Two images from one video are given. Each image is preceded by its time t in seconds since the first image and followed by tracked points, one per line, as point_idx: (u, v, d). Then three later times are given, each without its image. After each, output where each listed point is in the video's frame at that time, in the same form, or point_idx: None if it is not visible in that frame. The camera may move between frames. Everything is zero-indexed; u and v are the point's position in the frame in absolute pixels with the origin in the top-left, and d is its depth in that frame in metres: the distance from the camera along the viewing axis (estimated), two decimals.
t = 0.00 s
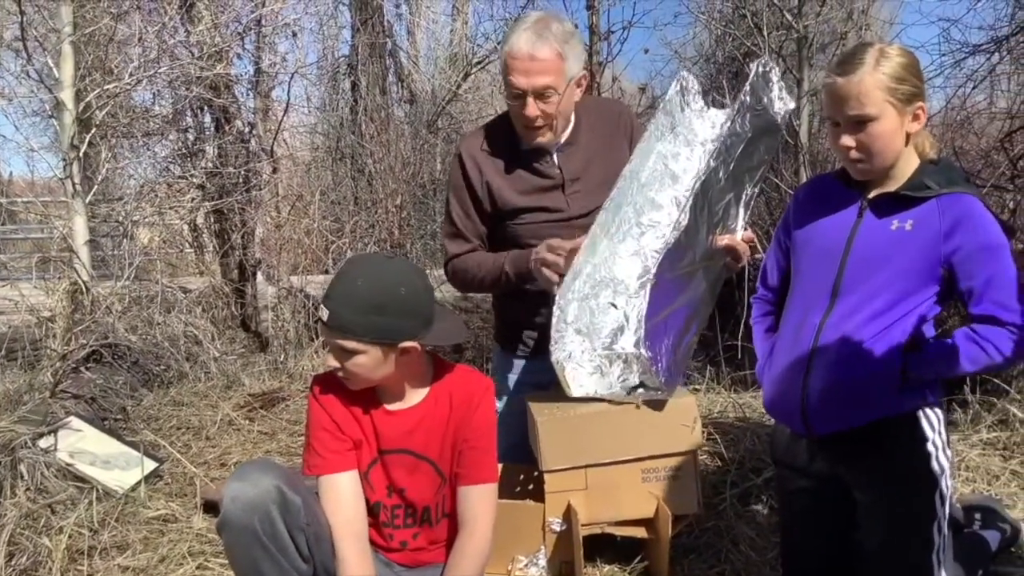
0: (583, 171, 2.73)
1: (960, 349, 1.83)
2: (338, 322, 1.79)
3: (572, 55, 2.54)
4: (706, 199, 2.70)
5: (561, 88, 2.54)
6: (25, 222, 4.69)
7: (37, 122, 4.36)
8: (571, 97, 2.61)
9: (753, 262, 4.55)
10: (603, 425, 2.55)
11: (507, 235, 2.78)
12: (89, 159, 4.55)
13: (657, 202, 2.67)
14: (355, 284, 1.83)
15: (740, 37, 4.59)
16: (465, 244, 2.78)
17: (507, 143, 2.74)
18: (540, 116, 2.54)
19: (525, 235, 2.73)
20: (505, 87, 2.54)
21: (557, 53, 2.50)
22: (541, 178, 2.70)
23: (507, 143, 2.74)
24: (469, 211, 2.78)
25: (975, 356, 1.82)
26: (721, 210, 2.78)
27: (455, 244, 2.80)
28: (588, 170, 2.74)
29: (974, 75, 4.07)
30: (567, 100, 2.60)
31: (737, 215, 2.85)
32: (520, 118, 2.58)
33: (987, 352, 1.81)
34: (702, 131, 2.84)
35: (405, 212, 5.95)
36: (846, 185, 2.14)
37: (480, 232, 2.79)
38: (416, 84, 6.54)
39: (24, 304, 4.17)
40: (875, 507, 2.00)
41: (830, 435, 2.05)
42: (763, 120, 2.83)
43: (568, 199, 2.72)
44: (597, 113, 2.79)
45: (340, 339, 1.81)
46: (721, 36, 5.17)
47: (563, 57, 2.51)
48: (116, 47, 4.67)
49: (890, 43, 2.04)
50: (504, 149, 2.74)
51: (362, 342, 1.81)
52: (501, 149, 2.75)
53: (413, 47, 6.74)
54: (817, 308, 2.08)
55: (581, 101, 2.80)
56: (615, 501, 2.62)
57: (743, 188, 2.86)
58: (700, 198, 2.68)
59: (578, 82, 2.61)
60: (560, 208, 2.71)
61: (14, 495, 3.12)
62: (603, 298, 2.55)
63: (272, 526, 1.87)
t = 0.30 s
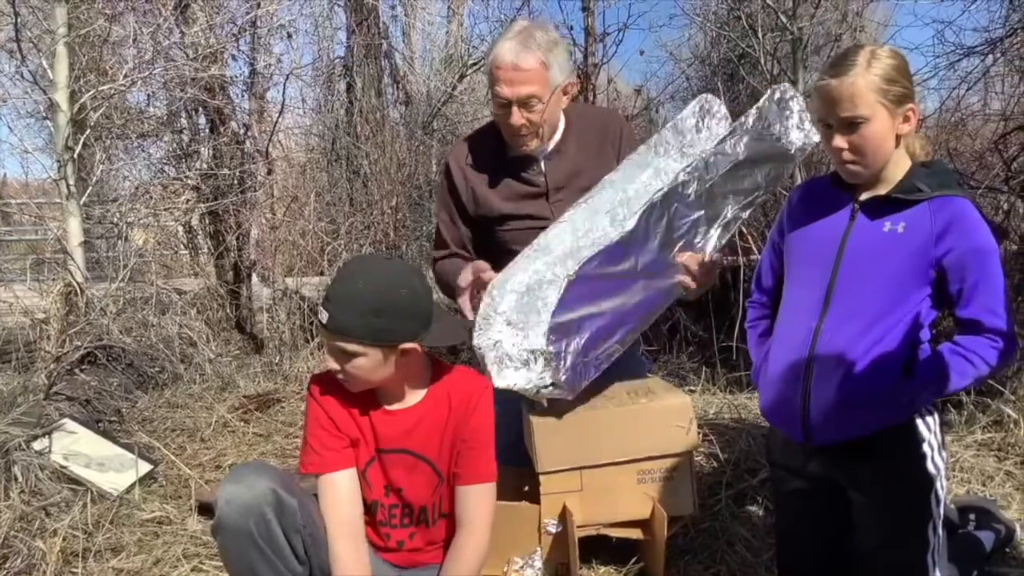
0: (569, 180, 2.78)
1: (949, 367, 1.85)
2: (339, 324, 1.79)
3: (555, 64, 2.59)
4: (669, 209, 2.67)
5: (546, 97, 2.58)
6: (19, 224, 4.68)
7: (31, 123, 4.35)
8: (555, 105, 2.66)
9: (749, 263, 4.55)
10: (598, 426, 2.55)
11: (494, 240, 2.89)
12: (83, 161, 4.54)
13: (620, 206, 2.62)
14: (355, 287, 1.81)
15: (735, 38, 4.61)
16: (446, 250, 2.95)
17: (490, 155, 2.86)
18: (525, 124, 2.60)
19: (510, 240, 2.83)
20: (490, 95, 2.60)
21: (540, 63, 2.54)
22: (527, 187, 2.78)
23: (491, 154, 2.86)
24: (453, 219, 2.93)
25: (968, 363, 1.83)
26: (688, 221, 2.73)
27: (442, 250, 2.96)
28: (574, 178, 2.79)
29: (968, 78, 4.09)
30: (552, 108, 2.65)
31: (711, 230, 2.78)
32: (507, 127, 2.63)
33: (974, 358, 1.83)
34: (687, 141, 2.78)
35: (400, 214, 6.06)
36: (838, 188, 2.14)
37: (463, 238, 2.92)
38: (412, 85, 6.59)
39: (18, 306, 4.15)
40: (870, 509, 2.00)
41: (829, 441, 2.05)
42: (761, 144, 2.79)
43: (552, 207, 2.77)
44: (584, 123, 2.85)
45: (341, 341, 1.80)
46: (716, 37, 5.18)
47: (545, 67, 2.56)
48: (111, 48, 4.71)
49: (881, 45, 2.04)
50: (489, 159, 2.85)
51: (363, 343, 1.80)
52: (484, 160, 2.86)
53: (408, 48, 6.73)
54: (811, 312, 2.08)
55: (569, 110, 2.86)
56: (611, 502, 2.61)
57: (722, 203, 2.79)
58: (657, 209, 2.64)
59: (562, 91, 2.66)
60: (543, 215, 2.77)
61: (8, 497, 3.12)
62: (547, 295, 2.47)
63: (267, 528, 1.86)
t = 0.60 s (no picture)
0: (559, 197, 2.82)
1: (950, 363, 1.86)
2: (338, 327, 1.78)
3: (558, 79, 2.60)
4: (610, 257, 2.58)
5: (548, 109, 2.59)
6: (17, 225, 4.68)
7: (30, 124, 4.34)
8: (554, 119, 2.67)
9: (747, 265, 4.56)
10: (598, 427, 2.55)
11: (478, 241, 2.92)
12: (81, 162, 4.53)
13: (562, 246, 2.58)
14: (353, 290, 1.80)
15: (732, 40, 4.61)
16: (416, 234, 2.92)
17: (490, 162, 2.83)
18: (526, 135, 2.61)
19: (498, 246, 2.88)
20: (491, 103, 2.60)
21: (541, 77, 2.55)
22: (519, 198, 2.81)
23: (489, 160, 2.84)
24: (435, 211, 2.90)
25: (970, 359, 1.84)
26: (637, 272, 2.63)
27: (413, 232, 2.93)
28: (565, 196, 2.82)
29: (965, 79, 4.11)
30: (550, 124, 2.66)
31: (672, 285, 2.68)
32: (506, 137, 2.64)
33: (977, 355, 1.84)
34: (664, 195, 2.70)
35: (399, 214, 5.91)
36: (834, 188, 2.14)
37: (443, 234, 2.91)
38: (410, 87, 6.57)
39: (16, 308, 4.17)
40: (872, 509, 2.00)
41: (833, 443, 2.03)
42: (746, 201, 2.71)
43: (539, 221, 2.81)
44: (583, 138, 2.86)
45: (340, 343, 1.80)
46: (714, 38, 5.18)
47: (547, 82, 2.57)
48: (109, 49, 4.69)
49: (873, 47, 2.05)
50: (488, 165, 2.83)
51: (364, 345, 1.80)
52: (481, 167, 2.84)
53: (407, 49, 6.73)
54: (811, 313, 2.07)
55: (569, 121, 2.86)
56: (610, 504, 2.61)
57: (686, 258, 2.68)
58: (604, 252, 2.57)
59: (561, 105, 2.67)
60: (530, 228, 2.82)
61: (6, 499, 3.12)
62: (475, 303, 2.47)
63: (266, 529, 1.86)
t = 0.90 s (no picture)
0: (573, 201, 2.79)
1: (959, 361, 1.85)
2: (338, 329, 1.79)
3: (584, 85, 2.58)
4: (578, 294, 2.54)
5: (573, 115, 2.59)
6: (17, 225, 4.69)
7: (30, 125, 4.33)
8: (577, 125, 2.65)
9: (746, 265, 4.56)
10: (598, 428, 2.56)
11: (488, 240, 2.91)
12: (81, 162, 4.54)
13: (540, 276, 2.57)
14: (353, 291, 1.80)
15: (732, 40, 4.61)
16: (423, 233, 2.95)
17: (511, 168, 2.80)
18: (550, 140, 2.60)
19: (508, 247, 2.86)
20: (515, 107, 2.58)
21: (567, 82, 2.54)
22: (533, 200, 2.79)
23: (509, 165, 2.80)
24: (446, 208, 2.89)
25: (979, 358, 1.85)
26: (603, 313, 2.55)
27: (421, 229, 2.95)
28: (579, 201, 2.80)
29: (965, 79, 4.11)
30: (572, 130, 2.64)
31: (639, 334, 2.59)
32: (529, 141, 2.62)
33: (985, 353, 1.85)
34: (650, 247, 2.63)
35: (400, 216, 6.03)
36: (834, 188, 2.13)
37: (451, 233, 2.92)
38: (410, 87, 6.57)
39: (16, 308, 4.17)
40: (877, 511, 2.00)
41: (841, 446, 2.02)
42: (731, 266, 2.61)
43: (551, 225, 2.80)
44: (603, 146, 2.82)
45: (340, 345, 1.80)
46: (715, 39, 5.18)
47: (573, 88, 2.55)
48: (110, 50, 4.69)
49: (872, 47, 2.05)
50: (506, 168, 2.80)
51: (363, 346, 1.80)
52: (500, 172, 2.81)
53: (407, 49, 6.73)
54: (816, 314, 2.06)
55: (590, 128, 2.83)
56: (610, 504, 2.61)
57: (655, 310, 2.58)
58: (573, 287, 2.53)
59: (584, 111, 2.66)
60: (542, 232, 2.80)
61: (6, 498, 3.12)
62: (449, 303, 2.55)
63: (266, 529, 1.86)
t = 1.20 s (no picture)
0: (580, 216, 2.86)
1: (960, 363, 1.85)
2: (338, 330, 1.78)
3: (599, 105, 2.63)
4: (493, 339, 2.55)
5: (585, 136, 2.62)
6: (17, 226, 4.69)
7: (30, 125, 4.34)
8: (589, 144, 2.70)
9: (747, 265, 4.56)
10: (598, 428, 2.56)
11: (495, 249, 2.95)
12: (81, 162, 4.54)
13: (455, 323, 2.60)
14: (353, 293, 1.80)
15: (732, 40, 4.61)
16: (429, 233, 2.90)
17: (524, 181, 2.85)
18: (561, 157, 2.63)
19: (515, 257, 2.91)
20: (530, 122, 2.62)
21: (584, 101, 2.58)
22: (542, 214, 2.85)
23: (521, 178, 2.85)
24: (456, 216, 2.90)
25: (979, 359, 1.85)
26: (525, 354, 2.57)
27: (426, 232, 2.90)
28: (586, 216, 2.86)
29: (966, 79, 4.10)
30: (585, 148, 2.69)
31: (565, 369, 2.60)
32: (542, 156, 2.66)
33: (985, 354, 1.85)
34: (560, 281, 2.62)
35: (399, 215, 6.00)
36: (835, 189, 2.13)
37: (458, 240, 2.91)
38: (410, 86, 6.57)
39: (17, 308, 4.16)
40: (877, 511, 2.00)
41: (843, 447, 2.02)
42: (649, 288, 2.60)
43: (559, 238, 2.86)
44: (613, 162, 2.88)
45: (340, 347, 1.80)
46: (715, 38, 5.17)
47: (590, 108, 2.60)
48: (110, 50, 4.69)
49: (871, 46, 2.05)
50: (518, 181, 2.85)
51: (363, 348, 1.80)
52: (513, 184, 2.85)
53: (407, 49, 6.74)
54: (817, 315, 2.06)
55: (601, 144, 2.88)
56: (610, 504, 2.61)
57: (577, 343, 2.59)
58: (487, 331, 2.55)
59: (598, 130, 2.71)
60: (549, 244, 2.85)
61: (7, 498, 3.12)
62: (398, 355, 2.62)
63: (265, 529, 1.87)
